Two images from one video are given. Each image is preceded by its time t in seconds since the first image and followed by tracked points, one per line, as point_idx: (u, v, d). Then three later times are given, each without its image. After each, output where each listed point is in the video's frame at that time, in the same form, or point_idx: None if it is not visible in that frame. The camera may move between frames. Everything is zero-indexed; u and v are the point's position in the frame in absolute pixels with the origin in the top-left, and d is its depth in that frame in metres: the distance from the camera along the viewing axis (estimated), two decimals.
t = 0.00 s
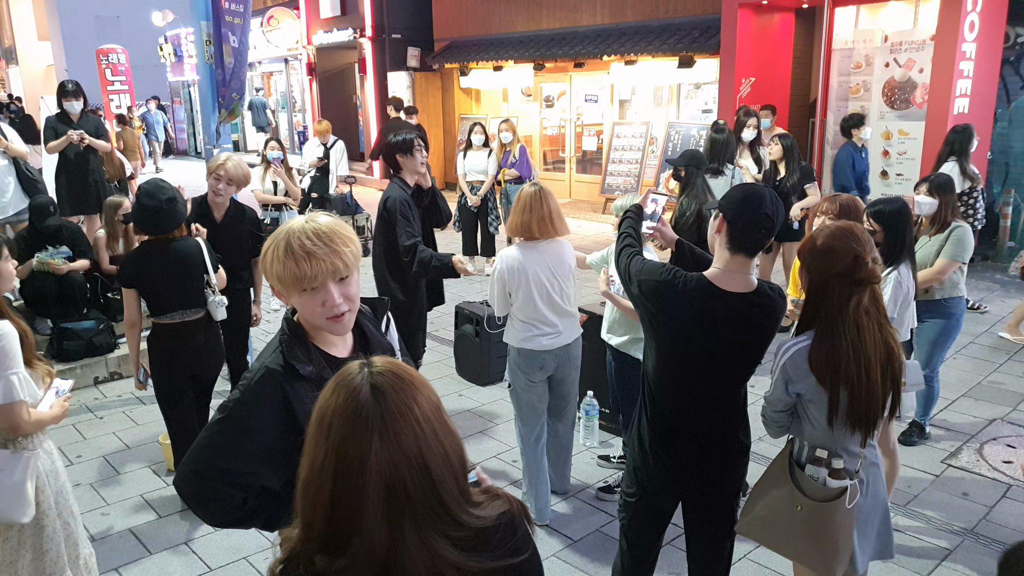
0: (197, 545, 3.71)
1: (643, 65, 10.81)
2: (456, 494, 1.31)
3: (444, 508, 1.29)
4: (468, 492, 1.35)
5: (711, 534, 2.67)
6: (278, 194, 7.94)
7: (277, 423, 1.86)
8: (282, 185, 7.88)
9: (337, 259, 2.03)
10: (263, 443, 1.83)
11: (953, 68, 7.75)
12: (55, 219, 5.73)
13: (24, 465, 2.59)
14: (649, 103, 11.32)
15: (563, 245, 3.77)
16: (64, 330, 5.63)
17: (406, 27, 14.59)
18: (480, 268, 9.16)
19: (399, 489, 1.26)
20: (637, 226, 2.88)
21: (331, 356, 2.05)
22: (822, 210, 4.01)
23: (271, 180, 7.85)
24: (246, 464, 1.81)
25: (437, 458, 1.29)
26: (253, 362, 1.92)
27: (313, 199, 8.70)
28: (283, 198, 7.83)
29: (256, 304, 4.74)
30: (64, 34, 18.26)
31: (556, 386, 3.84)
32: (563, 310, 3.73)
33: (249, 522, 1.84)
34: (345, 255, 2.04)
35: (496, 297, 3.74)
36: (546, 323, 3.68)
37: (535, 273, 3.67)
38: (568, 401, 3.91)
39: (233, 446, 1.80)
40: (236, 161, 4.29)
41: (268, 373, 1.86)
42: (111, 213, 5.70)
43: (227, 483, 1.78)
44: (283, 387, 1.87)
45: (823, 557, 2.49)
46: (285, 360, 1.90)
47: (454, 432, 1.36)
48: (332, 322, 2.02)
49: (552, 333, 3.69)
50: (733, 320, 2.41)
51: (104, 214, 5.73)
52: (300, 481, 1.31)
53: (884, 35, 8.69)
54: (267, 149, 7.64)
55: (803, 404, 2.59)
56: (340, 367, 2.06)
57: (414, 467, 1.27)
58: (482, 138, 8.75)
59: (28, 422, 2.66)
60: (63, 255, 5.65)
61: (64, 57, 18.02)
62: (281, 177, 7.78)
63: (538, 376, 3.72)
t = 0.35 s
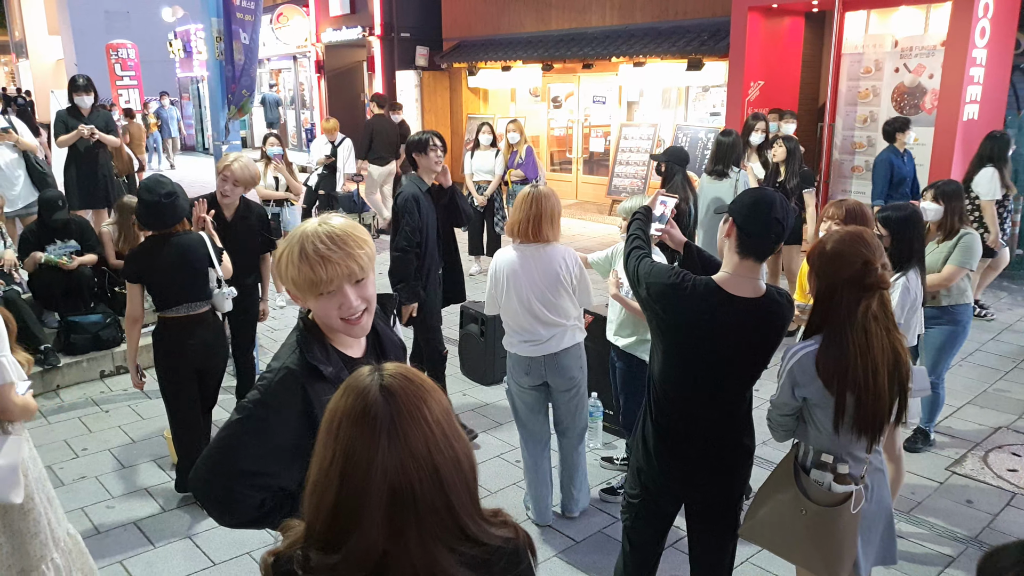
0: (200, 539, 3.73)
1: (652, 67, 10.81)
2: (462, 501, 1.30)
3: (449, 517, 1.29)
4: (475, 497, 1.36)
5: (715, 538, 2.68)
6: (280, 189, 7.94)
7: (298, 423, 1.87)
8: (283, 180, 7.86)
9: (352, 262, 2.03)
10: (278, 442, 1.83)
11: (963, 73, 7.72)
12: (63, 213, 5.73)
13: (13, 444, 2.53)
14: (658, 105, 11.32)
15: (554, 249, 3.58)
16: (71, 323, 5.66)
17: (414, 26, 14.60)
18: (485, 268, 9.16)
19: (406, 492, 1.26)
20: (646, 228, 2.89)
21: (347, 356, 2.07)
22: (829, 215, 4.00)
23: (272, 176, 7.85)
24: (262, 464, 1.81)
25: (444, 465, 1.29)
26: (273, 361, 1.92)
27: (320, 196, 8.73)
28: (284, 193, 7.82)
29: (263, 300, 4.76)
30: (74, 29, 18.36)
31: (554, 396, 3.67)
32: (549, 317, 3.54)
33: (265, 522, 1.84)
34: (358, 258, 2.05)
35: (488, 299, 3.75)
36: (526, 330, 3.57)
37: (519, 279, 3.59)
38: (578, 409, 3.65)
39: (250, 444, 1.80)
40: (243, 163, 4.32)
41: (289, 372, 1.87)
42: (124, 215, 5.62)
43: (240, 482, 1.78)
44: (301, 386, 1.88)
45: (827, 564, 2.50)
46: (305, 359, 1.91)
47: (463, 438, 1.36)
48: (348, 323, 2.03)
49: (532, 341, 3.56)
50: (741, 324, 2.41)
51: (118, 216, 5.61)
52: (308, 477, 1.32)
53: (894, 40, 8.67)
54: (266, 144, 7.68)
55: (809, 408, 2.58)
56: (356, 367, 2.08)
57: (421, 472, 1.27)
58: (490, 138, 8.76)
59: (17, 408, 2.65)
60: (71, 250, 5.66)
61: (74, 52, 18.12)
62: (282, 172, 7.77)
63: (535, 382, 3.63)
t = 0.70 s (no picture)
0: (213, 535, 3.76)
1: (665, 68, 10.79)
2: (445, 517, 1.30)
3: (437, 529, 1.30)
4: (470, 511, 1.35)
5: (727, 541, 2.67)
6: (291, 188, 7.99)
7: (324, 420, 1.89)
8: (294, 179, 7.91)
9: (381, 261, 2.05)
10: (303, 439, 1.85)
11: (980, 75, 7.66)
12: (79, 211, 5.79)
13: (21, 432, 2.46)
14: (671, 106, 11.30)
15: (574, 253, 3.54)
16: (87, 319, 5.73)
17: (428, 26, 14.62)
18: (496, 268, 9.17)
19: (397, 492, 1.30)
20: (659, 230, 2.89)
21: (365, 352, 2.10)
22: (844, 218, 3.98)
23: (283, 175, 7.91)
24: (295, 465, 1.84)
25: (441, 476, 1.30)
26: (293, 360, 1.92)
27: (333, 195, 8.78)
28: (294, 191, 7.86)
29: (274, 301, 4.82)
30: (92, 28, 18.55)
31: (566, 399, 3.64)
32: (564, 322, 3.50)
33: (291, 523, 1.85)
34: (386, 257, 2.07)
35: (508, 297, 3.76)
36: (536, 331, 3.55)
37: (535, 279, 3.56)
38: (591, 415, 3.61)
39: (277, 443, 1.81)
40: (249, 158, 4.29)
41: (312, 368, 1.88)
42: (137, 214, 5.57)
43: (275, 482, 1.81)
44: (327, 382, 1.90)
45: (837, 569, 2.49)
46: (326, 356, 1.93)
47: (478, 452, 1.36)
48: (374, 321, 2.05)
49: (543, 343, 3.54)
50: (752, 327, 2.40)
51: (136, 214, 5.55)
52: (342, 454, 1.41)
53: (911, 41, 8.61)
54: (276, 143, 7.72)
55: (824, 411, 2.57)
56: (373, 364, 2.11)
57: (414, 479, 1.30)
58: (503, 138, 8.78)
59: (25, 399, 2.72)
60: (88, 247, 5.73)
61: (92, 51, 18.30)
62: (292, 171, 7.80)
63: (547, 386, 3.62)
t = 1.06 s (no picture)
0: (218, 533, 3.79)
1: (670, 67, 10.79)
2: (480, 533, 1.29)
3: (463, 540, 1.29)
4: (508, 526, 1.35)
5: (729, 538, 2.69)
6: (298, 187, 8.02)
7: (323, 414, 1.90)
8: (301, 179, 7.94)
9: (380, 257, 2.06)
10: (302, 433, 1.86)
11: (985, 74, 7.64)
12: (82, 210, 5.79)
13: (13, 442, 2.60)
14: (675, 105, 11.32)
15: (592, 252, 3.55)
16: (92, 319, 5.78)
17: (433, 25, 14.64)
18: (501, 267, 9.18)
19: (430, 504, 1.30)
20: (663, 229, 2.90)
21: (365, 348, 2.11)
22: (849, 217, 3.99)
23: (291, 174, 7.96)
24: (294, 457, 1.85)
25: (470, 488, 1.29)
26: (291, 353, 1.96)
27: (338, 195, 8.82)
28: (303, 191, 7.93)
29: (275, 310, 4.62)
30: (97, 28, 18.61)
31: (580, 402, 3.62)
32: (582, 323, 3.49)
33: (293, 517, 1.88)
34: (385, 253, 2.08)
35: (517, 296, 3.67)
36: (552, 328, 3.53)
37: (554, 278, 3.54)
38: (606, 419, 3.57)
39: (275, 436, 1.84)
40: (246, 154, 4.31)
41: (307, 361, 1.91)
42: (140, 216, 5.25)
43: (278, 474, 1.83)
44: (323, 374, 1.92)
45: (842, 566, 2.53)
46: (323, 349, 1.94)
47: (515, 459, 1.36)
48: (374, 316, 2.06)
49: (558, 343, 3.52)
50: (758, 324, 2.42)
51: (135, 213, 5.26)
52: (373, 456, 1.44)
53: (916, 40, 8.62)
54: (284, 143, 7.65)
55: (830, 409, 2.58)
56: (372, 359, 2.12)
57: (441, 490, 1.29)
58: (507, 138, 8.80)
59: (31, 397, 2.72)
60: (92, 246, 5.71)
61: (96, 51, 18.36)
62: (300, 171, 7.84)
63: (560, 387, 3.61)
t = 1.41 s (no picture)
0: (220, 532, 3.79)
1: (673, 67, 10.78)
2: (542, 549, 1.29)
3: (524, 558, 1.27)
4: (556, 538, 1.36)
5: (728, 538, 2.69)
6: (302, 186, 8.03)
7: (312, 407, 1.91)
8: (305, 178, 7.96)
9: (375, 248, 2.06)
10: (291, 420, 1.88)
11: (989, 74, 7.62)
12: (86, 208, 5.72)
13: (30, 444, 2.68)
14: (678, 105, 11.32)
15: (636, 257, 3.52)
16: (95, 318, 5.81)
17: (436, 24, 14.66)
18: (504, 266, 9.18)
19: (483, 530, 1.25)
20: (667, 228, 2.89)
21: (363, 345, 2.11)
22: (853, 217, 3.99)
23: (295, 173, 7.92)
24: (278, 444, 1.87)
25: (522, 505, 1.27)
26: (289, 344, 1.98)
27: (341, 193, 8.84)
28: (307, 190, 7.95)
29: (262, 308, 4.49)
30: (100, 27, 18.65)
31: (617, 406, 3.62)
32: (623, 329, 3.51)
33: (278, 501, 1.89)
34: (382, 244, 2.08)
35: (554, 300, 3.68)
36: (590, 333, 3.55)
37: (597, 282, 3.53)
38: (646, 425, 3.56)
39: (264, 420, 1.87)
40: (241, 152, 4.34)
41: (298, 354, 1.92)
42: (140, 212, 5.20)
43: (261, 461, 1.86)
44: (312, 368, 1.92)
45: (842, 564, 2.53)
46: (317, 344, 1.94)
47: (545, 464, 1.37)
48: (372, 309, 2.06)
49: (597, 348, 3.54)
50: (762, 323, 2.41)
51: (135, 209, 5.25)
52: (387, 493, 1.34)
53: (919, 40, 8.61)
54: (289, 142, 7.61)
55: (832, 410, 2.58)
56: (372, 358, 2.13)
57: (496, 511, 1.26)
58: (510, 137, 8.80)
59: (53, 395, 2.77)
60: (96, 245, 5.73)
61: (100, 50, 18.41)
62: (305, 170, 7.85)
63: (598, 392, 3.61)
